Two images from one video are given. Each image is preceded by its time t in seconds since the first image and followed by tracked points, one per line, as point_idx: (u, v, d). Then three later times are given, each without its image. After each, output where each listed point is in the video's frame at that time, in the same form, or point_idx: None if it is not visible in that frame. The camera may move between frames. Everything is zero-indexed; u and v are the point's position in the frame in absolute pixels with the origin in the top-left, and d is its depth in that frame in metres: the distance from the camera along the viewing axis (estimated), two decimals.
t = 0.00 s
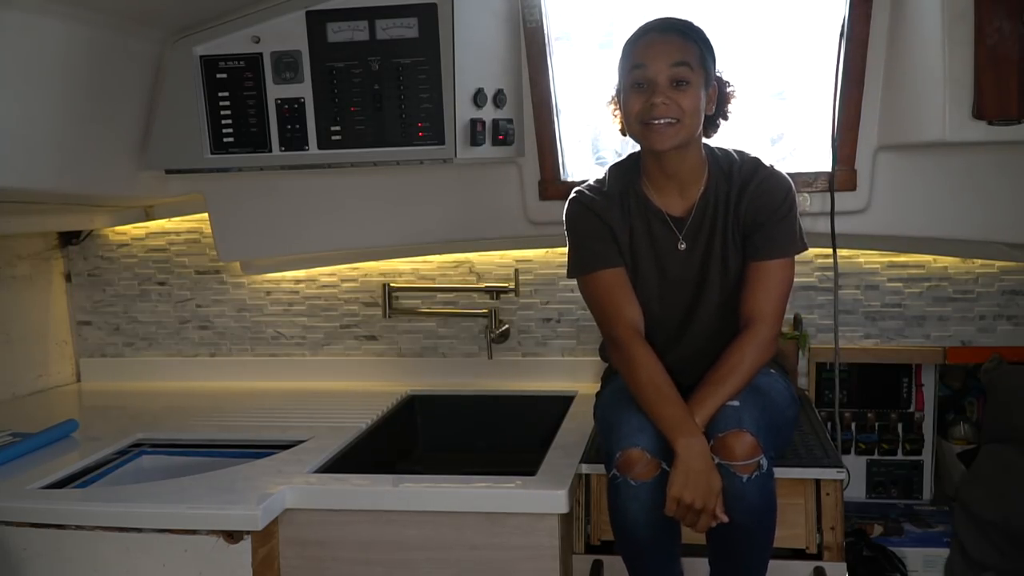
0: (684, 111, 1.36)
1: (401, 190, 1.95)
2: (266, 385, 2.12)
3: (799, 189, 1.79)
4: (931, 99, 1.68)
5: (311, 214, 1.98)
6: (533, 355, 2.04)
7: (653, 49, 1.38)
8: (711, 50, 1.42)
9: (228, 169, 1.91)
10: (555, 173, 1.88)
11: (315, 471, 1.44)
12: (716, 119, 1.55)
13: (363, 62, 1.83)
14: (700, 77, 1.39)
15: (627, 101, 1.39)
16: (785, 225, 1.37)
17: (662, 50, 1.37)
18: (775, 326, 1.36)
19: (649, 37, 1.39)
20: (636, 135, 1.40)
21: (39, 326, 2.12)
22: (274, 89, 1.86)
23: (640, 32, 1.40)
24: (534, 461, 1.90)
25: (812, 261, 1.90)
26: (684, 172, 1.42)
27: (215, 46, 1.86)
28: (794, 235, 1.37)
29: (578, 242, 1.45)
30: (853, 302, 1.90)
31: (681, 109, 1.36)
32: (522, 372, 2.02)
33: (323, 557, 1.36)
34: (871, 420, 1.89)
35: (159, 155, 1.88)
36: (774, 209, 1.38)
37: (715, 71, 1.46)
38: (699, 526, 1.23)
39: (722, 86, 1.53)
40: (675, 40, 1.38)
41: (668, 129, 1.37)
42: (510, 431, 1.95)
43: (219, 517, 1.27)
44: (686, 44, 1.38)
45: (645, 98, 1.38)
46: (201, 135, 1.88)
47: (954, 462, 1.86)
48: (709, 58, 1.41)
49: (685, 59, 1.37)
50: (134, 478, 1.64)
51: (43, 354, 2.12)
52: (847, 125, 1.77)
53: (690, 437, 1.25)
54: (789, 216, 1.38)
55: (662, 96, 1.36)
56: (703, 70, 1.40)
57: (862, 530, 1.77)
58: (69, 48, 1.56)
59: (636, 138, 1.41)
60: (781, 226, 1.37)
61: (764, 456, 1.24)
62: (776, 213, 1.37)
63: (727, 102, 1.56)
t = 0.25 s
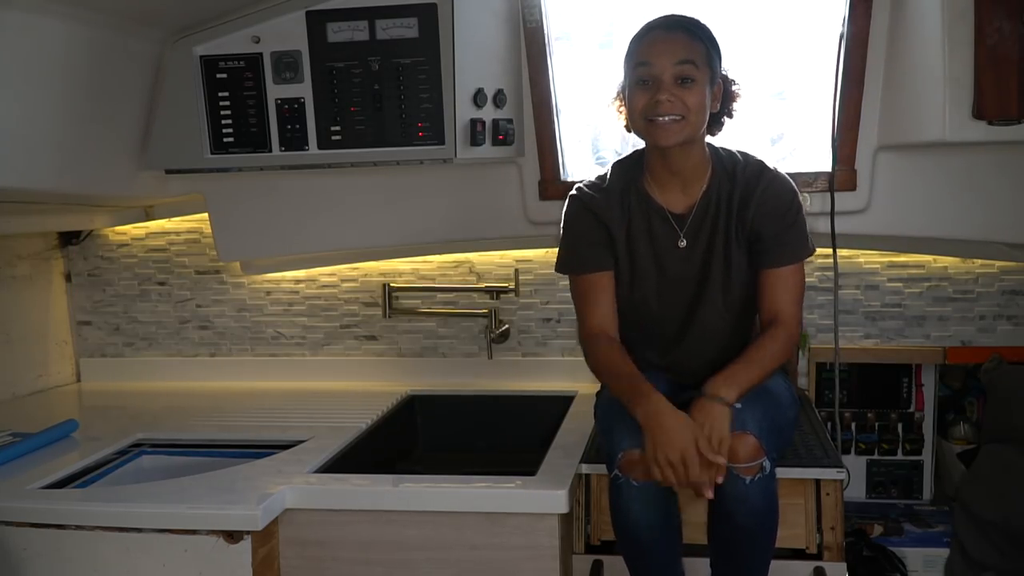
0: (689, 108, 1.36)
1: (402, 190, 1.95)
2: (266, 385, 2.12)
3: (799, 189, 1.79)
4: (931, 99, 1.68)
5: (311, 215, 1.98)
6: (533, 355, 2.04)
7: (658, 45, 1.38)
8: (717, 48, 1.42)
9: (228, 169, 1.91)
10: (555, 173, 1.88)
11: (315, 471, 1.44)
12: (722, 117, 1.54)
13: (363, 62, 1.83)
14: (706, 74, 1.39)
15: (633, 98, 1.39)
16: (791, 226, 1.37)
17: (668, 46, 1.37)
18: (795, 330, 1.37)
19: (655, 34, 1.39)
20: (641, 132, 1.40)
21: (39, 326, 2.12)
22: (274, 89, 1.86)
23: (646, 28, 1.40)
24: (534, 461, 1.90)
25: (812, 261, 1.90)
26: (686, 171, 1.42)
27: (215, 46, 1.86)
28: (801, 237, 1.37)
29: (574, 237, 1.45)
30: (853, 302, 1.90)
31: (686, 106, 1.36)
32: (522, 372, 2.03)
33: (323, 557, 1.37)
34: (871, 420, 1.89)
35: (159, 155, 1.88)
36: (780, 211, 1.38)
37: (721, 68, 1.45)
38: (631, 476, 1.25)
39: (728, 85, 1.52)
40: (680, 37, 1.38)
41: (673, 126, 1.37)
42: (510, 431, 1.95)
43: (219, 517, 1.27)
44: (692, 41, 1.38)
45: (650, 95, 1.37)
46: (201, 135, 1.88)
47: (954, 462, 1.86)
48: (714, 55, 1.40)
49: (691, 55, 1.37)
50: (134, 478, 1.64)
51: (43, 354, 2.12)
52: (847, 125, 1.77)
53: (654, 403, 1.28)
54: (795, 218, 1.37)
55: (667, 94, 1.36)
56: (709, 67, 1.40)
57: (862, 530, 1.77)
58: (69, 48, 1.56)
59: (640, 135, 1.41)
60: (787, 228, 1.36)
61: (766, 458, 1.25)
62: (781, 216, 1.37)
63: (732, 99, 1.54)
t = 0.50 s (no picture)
0: (689, 95, 1.37)
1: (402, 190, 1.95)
2: (266, 385, 2.12)
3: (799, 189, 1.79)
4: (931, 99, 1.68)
5: (311, 214, 1.98)
6: (533, 355, 2.04)
7: (659, 32, 1.37)
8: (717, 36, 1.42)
9: (228, 169, 1.91)
10: (555, 173, 1.88)
11: (315, 471, 1.44)
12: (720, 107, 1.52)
13: (363, 62, 1.83)
14: (706, 61, 1.39)
15: (633, 85, 1.39)
16: (800, 210, 1.38)
17: (669, 33, 1.37)
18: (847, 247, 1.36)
19: (655, 22, 1.39)
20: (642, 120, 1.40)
21: (40, 326, 2.12)
22: (274, 89, 1.86)
23: (646, 17, 1.40)
24: (535, 461, 1.91)
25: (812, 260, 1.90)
26: (687, 155, 1.43)
27: (216, 46, 1.86)
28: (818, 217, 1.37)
29: (568, 220, 1.47)
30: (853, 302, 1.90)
31: (687, 93, 1.36)
32: (522, 372, 2.03)
33: (323, 557, 1.37)
34: (871, 420, 1.89)
35: (159, 155, 1.88)
36: (789, 195, 1.39)
37: (720, 54, 1.45)
38: (415, 208, 1.24)
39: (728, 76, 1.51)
40: (681, 24, 1.38)
41: (673, 112, 1.37)
42: (510, 431, 1.95)
43: (219, 518, 1.27)
44: (692, 29, 1.38)
45: (651, 83, 1.37)
46: (201, 135, 1.88)
47: (955, 462, 1.87)
48: (715, 43, 1.40)
49: (692, 43, 1.37)
50: (134, 478, 1.64)
51: (43, 354, 2.12)
52: (847, 125, 1.76)
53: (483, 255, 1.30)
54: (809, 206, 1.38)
55: (668, 82, 1.36)
56: (709, 55, 1.40)
57: (861, 530, 1.77)
58: (69, 48, 1.56)
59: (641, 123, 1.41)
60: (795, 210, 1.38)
61: (767, 474, 1.20)
62: (790, 198, 1.38)
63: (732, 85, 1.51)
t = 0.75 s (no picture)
0: (703, 80, 1.32)
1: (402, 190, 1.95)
2: (266, 385, 2.12)
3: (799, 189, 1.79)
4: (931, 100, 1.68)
5: (311, 214, 1.98)
6: (533, 355, 2.04)
7: (669, 17, 1.32)
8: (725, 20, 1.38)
9: (228, 169, 1.91)
10: (554, 173, 1.88)
11: (315, 471, 1.44)
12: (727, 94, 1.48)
13: (363, 62, 1.83)
14: (717, 45, 1.35)
15: (642, 73, 1.34)
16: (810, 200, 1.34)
17: (679, 18, 1.32)
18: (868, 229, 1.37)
19: (663, 7, 1.34)
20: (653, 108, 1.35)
21: (40, 326, 2.12)
22: (274, 89, 1.86)
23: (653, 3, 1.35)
24: (535, 461, 1.91)
25: (812, 260, 1.90)
26: (692, 142, 1.37)
27: (216, 46, 1.86)
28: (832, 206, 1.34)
29: (558, 209, 1.45)
30: (853, 302, 1.90)
31: (700, 79, 1.32)
32: (522, 373, 2.03)
33: (323, 557, 1.37)
34: (871, 420, 1.89)
35: (159, 155, 1.88)
36: (795, 189, 1.34)
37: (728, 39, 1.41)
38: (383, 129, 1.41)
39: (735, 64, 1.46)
40: (691, 9, 1.33)
41: (687, 98, 1.32)
42: (510, 431, 1.95)
43: (219, 518, 1.27)
44: (703, 14, 1.33)
45: (662, 70, 1.32)
46: (201, 135, 1.88)
47: (955, 462, 1.87)
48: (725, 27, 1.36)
49: (704, 27, 1.32)
50: (135, 478, 1.64)
51: (43, 354, 2.12)
52: (847, 124, 1.76)
53: (441, 177, 1.43)
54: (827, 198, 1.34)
55: (680, 69, 1.31)
56: (720, 39, 1.35)
57: (861, 530, 1.77)
58: (69, 48, 1.56)
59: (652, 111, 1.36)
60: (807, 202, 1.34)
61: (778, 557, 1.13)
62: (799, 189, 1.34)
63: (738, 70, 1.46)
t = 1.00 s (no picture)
0: (712, 69, 1.28)
1: (402, 190, 1.95)
2: (266, 385, 2.12)
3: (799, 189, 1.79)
4: (931, 100, 1.68)
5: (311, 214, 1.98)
6: (533, 355, 2.04)
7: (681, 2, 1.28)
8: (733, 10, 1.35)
9: (228, 169, 1.91)
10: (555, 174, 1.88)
11: (315, 471, 1.44)
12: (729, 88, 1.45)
13: (363, 62, 1.83)
14: (725, 36, 1.32)
15: (650, 60, 1.30)
16: (800, 204, 1.32)
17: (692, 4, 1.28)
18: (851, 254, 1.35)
19: None
20: (659, 97, 1.32)
21: (40, 326, 2.12)
22: (274, 89, 1.86)
23: None
24: (535, 461, 1.91)
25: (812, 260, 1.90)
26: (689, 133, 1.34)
27: (216, 46, 1.86)
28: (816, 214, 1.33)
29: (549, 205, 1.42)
30: (853, 302, 1.90)
31: (709, 69, 1.28)
32: (522, 373, 2.03)
33: (323, 557, 1.37)
34: (871, 420, 1.89)
35: (159, 155, 1.88)
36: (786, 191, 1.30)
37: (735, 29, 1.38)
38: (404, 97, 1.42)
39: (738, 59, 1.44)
40: None
41: (694, 87, 1.29)
42: (510, 431, 1.95)
43: (219, 518, 1.27)
44: (713, 3, 1.30)
45: (671, 58, 1.29)
46: (201, 135, 1.88)
47: (955, 462, 1.87)
48: (733, 18, 1.33)
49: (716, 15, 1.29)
50: (135, 478, 1.64)
51: (43, 354, 2.12)
52: (847, 124, 1.76)
53: (445, 154, 1.42)
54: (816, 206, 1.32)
55: (689, 57, 1.28)
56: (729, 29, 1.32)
57: (862, 530, 1.77)
58: (69, 48, 1.56)
59: (657, 100, 1.33)
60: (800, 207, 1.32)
61: None
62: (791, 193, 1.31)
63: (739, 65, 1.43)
